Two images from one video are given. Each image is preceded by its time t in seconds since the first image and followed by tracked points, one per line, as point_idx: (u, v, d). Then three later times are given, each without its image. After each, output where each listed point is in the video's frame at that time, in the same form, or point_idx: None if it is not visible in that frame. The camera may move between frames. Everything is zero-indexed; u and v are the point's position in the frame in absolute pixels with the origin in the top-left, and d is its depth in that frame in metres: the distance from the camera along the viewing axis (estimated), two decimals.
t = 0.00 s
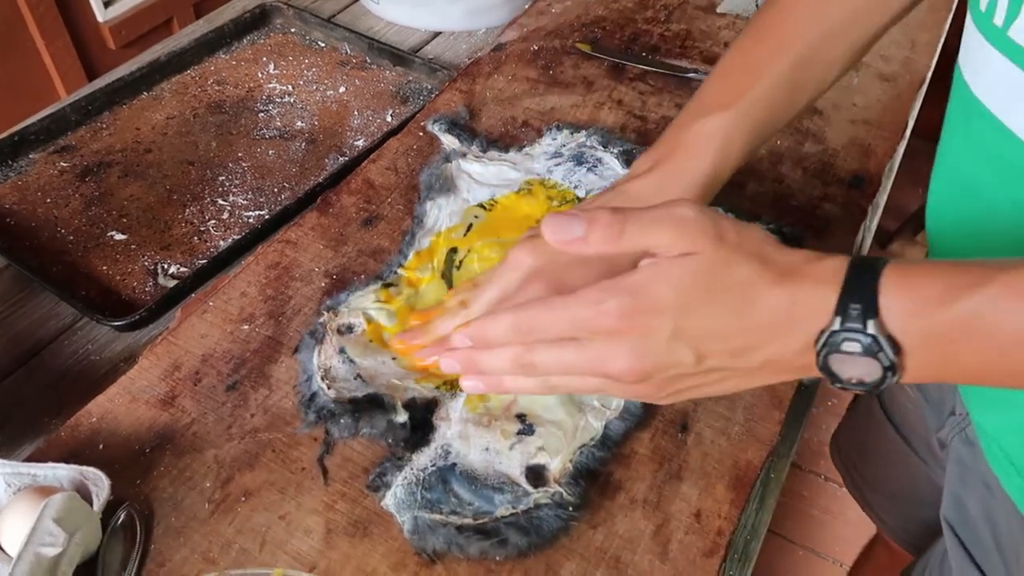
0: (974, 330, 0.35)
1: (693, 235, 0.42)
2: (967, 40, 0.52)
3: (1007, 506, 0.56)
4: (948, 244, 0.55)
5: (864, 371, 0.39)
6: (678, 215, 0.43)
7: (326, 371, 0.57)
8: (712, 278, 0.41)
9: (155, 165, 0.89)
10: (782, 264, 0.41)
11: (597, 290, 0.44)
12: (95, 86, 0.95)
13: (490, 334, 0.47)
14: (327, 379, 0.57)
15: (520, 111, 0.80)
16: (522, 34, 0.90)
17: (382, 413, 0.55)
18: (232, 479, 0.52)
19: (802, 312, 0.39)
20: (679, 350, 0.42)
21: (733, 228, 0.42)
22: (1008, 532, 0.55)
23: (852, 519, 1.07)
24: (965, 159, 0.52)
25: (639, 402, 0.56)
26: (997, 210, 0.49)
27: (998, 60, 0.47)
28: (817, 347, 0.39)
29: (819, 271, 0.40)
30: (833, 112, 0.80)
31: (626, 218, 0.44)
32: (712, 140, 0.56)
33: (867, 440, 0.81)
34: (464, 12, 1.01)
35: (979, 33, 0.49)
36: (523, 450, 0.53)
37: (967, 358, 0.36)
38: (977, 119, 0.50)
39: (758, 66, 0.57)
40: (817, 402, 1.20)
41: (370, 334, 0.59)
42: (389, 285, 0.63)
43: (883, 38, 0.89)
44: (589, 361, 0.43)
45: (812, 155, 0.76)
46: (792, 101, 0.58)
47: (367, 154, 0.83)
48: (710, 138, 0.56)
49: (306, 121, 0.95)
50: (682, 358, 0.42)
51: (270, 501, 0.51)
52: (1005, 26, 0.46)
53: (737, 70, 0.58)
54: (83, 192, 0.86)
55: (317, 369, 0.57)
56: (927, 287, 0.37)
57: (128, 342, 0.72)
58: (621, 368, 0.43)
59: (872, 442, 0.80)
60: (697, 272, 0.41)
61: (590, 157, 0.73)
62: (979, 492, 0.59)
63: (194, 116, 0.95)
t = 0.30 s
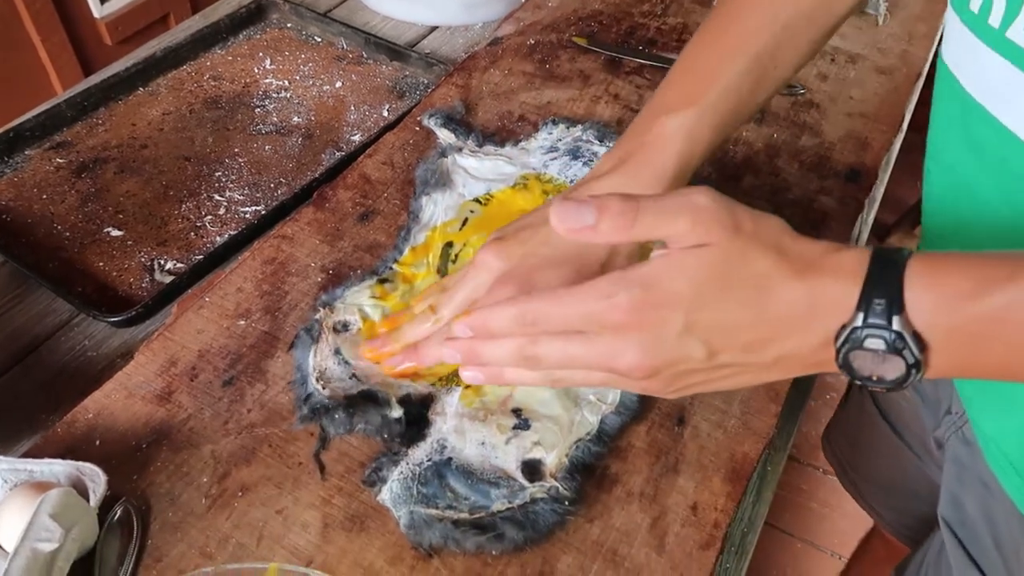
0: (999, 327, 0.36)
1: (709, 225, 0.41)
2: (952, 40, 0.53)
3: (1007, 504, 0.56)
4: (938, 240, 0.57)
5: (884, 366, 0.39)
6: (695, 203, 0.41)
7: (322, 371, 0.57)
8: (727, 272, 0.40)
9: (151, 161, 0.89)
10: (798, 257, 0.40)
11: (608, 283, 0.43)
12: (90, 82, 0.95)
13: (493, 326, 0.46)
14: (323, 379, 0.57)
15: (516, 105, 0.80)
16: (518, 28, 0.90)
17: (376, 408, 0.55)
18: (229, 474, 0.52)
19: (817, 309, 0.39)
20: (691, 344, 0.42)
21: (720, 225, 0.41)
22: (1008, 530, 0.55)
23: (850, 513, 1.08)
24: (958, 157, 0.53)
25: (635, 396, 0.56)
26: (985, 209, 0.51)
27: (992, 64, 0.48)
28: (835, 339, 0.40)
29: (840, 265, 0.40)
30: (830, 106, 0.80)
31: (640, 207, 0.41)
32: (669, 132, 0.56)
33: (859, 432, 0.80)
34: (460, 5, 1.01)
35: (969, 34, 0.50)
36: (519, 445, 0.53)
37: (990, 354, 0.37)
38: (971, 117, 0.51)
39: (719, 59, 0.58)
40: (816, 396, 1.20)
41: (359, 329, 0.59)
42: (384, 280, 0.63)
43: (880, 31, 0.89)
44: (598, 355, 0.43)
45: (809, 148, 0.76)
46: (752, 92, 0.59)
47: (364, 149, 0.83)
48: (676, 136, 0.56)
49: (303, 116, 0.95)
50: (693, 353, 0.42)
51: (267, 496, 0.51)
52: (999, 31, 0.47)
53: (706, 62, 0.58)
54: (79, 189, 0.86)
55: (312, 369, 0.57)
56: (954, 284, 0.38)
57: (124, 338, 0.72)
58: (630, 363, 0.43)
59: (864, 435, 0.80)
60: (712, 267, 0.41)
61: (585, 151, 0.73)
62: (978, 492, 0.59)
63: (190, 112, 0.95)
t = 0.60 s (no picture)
0: (980, 340, 0.36)
1: (686, 238, 0.41)
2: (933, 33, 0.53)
3: (1004, 498, 0.56)
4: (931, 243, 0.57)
5: (865, 376, 0.39)
6: (670, 218, 0.41)
7: (321, 373, 0.57)
8: (707, 284, 0.40)
9: (149, 161, 0.89)
10: (779, 267, 0.40)
11: (590, 296, 0.43)
12: (88, 82, 0.95)
13: (479, 335, 0.46)
14: (322, 381, 0.57)
15: (515, 103, 0.80)
16: (516, 27, 0.90)
17: (375, 410, 0.55)
18: (230, 474, 0.52)
19: (799, 318, 0.39)
20: (675, 355, 0.42)
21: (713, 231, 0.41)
22: (1008, 526, 0.56)
23: (850, 509, 1.08)
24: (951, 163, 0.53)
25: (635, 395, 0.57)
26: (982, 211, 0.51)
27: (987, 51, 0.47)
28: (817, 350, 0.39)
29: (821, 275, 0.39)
30: (828, 103, 0.80)
31: (614, 222, 0.41)
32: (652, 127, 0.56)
33: (864, 429, 0.81)
34: (457, 4, 1.01)
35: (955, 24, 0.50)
36: (519, 444, 0.54)
37: (972, 365, 0.37)
38: (964, 122, 0.51)
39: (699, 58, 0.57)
40: (815, 393, 1.21)
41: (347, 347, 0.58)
42: (383, 280, 0.63)
43: (877, 28, 0.89)
44: (581, 365, 0.43)
45: (808, 145, 0.76)
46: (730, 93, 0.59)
47: (363, 148, 0.83)
48: (655, 123, 0.56)
49: (301, 115, 0.95)
50: (678, 363, 0.42)
51: (269, 495, 0.51)
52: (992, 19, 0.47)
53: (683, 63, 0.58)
54: (78, 189, 0.86)
55: (312, 371, 0.57)
56: (934, 295, 0.37)
57: (125, 338, 0.72)
58: (613, 374, 0.43)
59: (868, 433, 0.80)
60: (692, 279, 0.40)
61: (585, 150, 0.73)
62: (975, 485, 0.59)
63: (188, 112, 0.95)
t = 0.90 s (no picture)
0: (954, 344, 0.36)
1: (661, 236, 0.41)
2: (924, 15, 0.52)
3: (970, 487, 0.57)
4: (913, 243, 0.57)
5: (836, 376, 0.39)
6: (644, 216, 0.42)
7: (326, 361, 0.58)
8: (683, 279, 0.41)
9: (150, 161, 0.89)
10: (757, 264, 0.40)
11: (567, 289, 0.43)
12: (88, 83, 0.95)
13: (467, 322, 0.45)
14: (326, 369, 0.57)
15: (514, 102, 0.81)
16: (514, 26, 0.90)
17: (379, 409, 0.56)
18: (235, 472, 0.52)
19: (774, 315, 0.39)
20: (651, 351, 0.42)
21: (705, 225, 0.42)
22: (971, 517, 0.56)
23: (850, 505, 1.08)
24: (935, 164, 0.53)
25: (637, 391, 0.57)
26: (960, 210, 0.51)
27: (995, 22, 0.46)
28: (789, 346, 0.40)
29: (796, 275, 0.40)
30: (825, 100, 0.81)
31: (590, 222, 0.43)
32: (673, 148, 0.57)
33: (846, 419, 0.81)
34: (455, 4, 1.02)
35: None
36: (522, 438, 0.54)
37: (942, 370, 0.37)
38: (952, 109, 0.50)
39: (701, 88, 0.60)
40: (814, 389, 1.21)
41: (347, 339, 0.59)
42: (387, 276, 0.63)
43: (874, 25, 0.90)
44: (561, 358, 0.43)
45: (806, 142, 0.77)
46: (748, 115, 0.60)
47: (363, 148, 0.83)
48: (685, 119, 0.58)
49: (301, 115, 0.95)
50: (654, 358, 0.42)
51: (274, 493, 0.51)
52: None
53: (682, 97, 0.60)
54: (79, 190, 0.87)
55: (316, 359, 0.58)
56: (906, 301, 0.37)
57: (128, 339, 0.72)
58: (593, 366, 0.43)
59: (850, 423, 0.81)
60: (670, 275, 0.41)
61: (584, 145, 0.74)
62: (944, 474, 0.60)
63: (189, 112, 0.95)
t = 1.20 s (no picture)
0: (956, 372, 0.34)
1: (648, 256, 0.40)
2: (901, 32, 0.53)
3: (967, 512, 0.57)
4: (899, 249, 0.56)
5: (835, 403, 0.38)
6: (629, 237, 0.41)
7: (321, 373, 0.58)
8: (671, 303, 0.39)
9: (151, 170, 0.90)
10: (747, 285, 0.39)
11: (552, 313, 0.42)
12: (90, 93, 0.95)
13: (450, 345, 0.45)
14: (322, 381, 0.57)
15: (513, 110, 0.81)
16: (514, 35, 0.91)
17: (374, 410, 0.56)
18: (235, 480, 0.53)
19: (766, 340, 0.38)
20: (641, 376, 0.41)
21: (694, 246, 0.40)
22: (969, 540, 0.56)
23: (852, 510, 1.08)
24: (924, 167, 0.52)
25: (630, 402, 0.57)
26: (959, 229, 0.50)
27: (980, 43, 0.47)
28: (784, 373, 0.39)
29: (784, 297, 0.38)
30: (823, 107, 0.81)
31: (574, 243, 0.41)
32: (626, 187, 0.54)
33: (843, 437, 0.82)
34: (455, 13, 1.02)
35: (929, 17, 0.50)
36: (515, 449, 0.54)
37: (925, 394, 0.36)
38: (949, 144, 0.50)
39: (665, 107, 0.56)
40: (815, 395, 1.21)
41: (343, 353, 0.59)
42: (385, 285, 0.63)
43: (872, 32, 0.90)
44: (547, 383, 0.43)
45: (804, 149, 0.77)
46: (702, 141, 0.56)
47: (362, 156, 0.83)
48: (676, 125, 0.56)
49: (301, 124, 0.95)
50: (643, 383, 0.41)
51: (274, 501, 0.52)
52: (980, 11, 0.47)
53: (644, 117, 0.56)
54: (81, 199, 0.87)
55: (312, 372, 0.58)
56: (903, 325, 0.36)
57: (128, 347, 0.73)
58: (580, 392, 0.42)
59: (847, 439, 0.81)
60: (656, 297, 0.40)
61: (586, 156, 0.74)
62: (940, 497, 0.60)
63: (189, 121, 0.95)
